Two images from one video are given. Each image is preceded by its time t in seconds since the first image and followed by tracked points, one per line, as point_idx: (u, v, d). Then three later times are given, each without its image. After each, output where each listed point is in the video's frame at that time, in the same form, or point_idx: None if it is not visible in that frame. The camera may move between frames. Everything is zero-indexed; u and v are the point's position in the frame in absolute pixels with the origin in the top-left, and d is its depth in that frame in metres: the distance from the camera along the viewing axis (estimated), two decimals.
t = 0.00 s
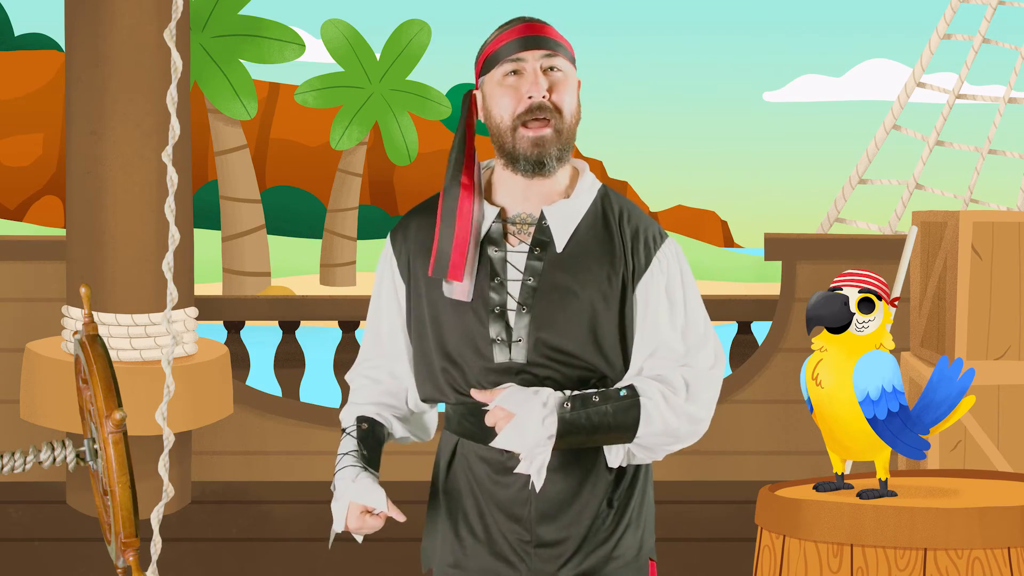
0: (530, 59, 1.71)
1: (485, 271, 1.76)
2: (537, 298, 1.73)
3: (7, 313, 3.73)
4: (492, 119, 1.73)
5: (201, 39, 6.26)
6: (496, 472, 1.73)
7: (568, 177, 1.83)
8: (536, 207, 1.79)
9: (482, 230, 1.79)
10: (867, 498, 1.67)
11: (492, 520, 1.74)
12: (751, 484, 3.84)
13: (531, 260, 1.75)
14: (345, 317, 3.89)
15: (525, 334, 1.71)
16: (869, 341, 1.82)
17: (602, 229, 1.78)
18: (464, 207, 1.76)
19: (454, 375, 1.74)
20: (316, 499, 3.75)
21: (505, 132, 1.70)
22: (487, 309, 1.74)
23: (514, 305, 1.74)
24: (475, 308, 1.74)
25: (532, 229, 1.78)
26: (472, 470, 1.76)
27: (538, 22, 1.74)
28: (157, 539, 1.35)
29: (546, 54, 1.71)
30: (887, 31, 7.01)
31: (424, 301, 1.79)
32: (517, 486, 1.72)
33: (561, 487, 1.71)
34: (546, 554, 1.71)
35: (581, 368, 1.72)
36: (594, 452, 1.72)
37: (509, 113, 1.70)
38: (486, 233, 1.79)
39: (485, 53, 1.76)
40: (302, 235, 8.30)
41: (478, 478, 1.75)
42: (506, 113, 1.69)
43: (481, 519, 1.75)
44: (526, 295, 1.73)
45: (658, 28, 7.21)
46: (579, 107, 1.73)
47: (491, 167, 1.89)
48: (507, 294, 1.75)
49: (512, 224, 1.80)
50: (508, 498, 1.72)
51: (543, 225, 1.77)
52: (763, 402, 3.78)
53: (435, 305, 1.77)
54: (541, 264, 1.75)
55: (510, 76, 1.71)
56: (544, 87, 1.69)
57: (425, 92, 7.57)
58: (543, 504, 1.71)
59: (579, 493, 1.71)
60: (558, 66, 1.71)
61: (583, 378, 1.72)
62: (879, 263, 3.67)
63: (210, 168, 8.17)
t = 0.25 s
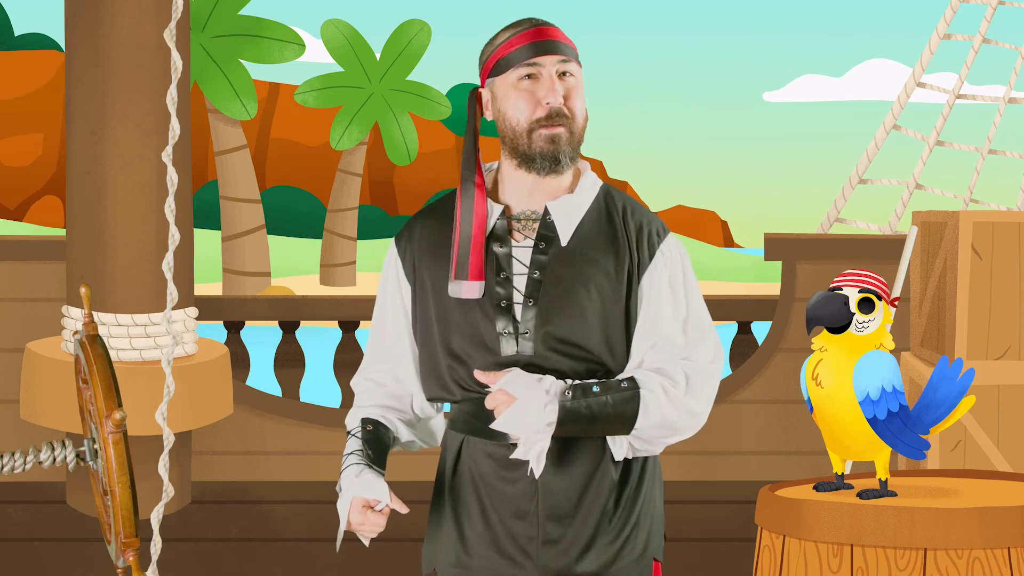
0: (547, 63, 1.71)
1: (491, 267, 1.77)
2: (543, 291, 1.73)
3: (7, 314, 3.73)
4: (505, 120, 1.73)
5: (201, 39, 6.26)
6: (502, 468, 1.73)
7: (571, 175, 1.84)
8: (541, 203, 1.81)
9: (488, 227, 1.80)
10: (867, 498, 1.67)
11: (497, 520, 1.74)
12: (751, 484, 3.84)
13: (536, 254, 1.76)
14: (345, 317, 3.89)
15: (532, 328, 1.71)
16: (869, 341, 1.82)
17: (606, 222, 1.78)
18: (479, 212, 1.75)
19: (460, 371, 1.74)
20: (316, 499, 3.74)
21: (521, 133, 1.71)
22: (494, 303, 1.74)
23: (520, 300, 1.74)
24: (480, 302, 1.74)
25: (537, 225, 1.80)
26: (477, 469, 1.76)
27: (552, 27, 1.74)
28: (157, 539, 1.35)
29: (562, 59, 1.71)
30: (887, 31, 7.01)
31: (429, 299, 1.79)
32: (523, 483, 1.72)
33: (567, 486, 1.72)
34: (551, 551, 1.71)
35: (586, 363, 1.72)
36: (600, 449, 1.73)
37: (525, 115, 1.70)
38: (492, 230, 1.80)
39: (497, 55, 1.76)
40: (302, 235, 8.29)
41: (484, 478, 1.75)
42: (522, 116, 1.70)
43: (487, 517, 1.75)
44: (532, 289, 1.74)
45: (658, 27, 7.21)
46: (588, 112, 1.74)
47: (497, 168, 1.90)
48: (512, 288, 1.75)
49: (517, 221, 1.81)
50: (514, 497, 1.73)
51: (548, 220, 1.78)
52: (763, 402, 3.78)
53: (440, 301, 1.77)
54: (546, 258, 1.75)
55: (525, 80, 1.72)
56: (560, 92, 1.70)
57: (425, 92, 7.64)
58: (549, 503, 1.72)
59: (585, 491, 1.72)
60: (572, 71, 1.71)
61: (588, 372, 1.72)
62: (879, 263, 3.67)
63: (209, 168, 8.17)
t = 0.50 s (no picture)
0: (541, 73, 1.72)
1: (496, 267, 1.78)
2: (546, 291, 1.73)
3: (7, 313, 3.73)
4: (502, 132, 1.75)
5: (201, 40, 6.26)
6: (507, 466, 1.74)
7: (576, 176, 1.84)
8: (544, 204, 1.81)
9: (492, 228, 1.81)
10: (867, 498, 1.67)
11: (502, 518, 1.74)
12: (751, 484, 3.84)
13: (540, 254, 1.76)
14: (345, 317, 3.89)
15: (536, 328, 1.72)
16: (869, 341, 1.82)
17: (610, 221, 1.78)
18: (479, 211, 1.78)
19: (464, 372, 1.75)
20: (316, 499, 3.74)
21: (517, 146, 1.73)
22: (498, 303, 1.74)
23: (524, 299, 1.75)
24: (484, 303, 1.75)
25: (541, 226, 1.80)
26: (482, 467, 1.77)
27: (547, 32, 1.74)
28: (157, 539, 1.35)
29: (556, 67, 1.72)
30: (887, 31, 7.01)
31: (435, 299, 1.80)
32: (528, 481, 1.73)
33: (572, 484, 1.72)
34: (556, 549, 1.71)
35: (589, 364, 1.72)
36: (605, 447, 1.73)
37: (520, 126, 1.72)
38: (497, 231, 1.81)
39: (493, 61, 1.77)
40: (302, 235, 8.29)
41: (488, 476, 1.76)
42: (515, 128, 1.72)
43: (492, 515, 1.75)
44: (536, 289, 1.74)
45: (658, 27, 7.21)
46: (584, 118, 1.76)
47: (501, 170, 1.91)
48: (517, 289, 1.76)
49: (522, 223, 1.81)
50: (518, 495, 1.73)
51: (551, 220, 1.78)
52: (763, 402, 3.78)
53: (445, 302, 1.78)
54: (550, 258, 1.75)
55: (519, 90, 1.73)
56: (553, 102, 1.71)
57: (425, 92, 7.64)
58: (553, 501, 1.72)
59: (589, 489, 1.72)
60: (567, 79, 1.72)
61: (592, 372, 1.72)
62: (879, 264, 3.67)
63: (209, 168, 8.17)
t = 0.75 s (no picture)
0: (540, 72, 1.72)
1: (498, 268, 1.78)
2: (548, 292, 1.73)
3: (6, 314, 3.73)
4: (501, 131, 1.76)
5: (201, 40, 6.26)
6: (508, 466, 1.74)
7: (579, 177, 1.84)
8: (546, 206, 1.81)
9: (495, 229, 1.81)
10: (867, 498, 1.67)
11: (503, 518, 1.74)
12: (751, 484, 3.84)
13: (542, 255, 1.76)
14: (345, 317, 3.89)
15: (537, 329, 1.72)
16: (869, 341, 1.82)
17: (612, 223, 1.78)
18: (480, 210, 1.78)
19: (466, 373, 1.75)
20: (316, 499, 3.74)
21: (516, 145, 1.74)
22: (500, 305, 1.74)
23: (526, 300, 1.75)
24: (486, 304, 1.75)
25: (543, 226, 1.80)
26: (483, 467, 1.77)
27: (547, 32, 1.75)
28: (157, 539, 1.35)
29: (555, 67, 1.72)
30: (887, 31, 7.01)
31: (437, 300, 1.80)
32: (529, 482, 1.73)
33: (573, 485, 1.72)
34: (557, 549, 1.72)
35: (591, 366, 1.72)
36: (607, 447, 1.73)
37: (519, 126, 1.72)
38: (499, 232, 1.81)
39: (494, 62, 1.77)
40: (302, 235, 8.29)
41: (489, 476, 1.76)
42: (515, 127, 1.72)
43: (493, 516, 1.75)
44: (537, 290, 1.74)
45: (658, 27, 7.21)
46: (584, 117, 1.76)
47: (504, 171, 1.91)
48: (518, 290, 1.76)
49: (524, 223, 1.82)
50: (519, 496, 1.73)
51: (554, 222, 1.79)
52: (763, 402, 3.78)
53: (447, 303, 1.78)
54: (551, 259, 1.76)
55: (518, 89, 1.73)
56: (552, 101, 1.72)
57: (425, 92, 7.64)
58: (554, 502, 1.72)
59: (591, 490, 1.72)
60: (566, 78, 1.73)
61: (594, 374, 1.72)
62: (879, 263, 3.67)
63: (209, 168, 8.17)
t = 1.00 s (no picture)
0: (541, 67, 1.72)
1: (499, 268, 1.78)
2: (549, 292, 1.74)
3: (6, 314, 3.73)
4: (502, 126, 1.75)
5: (201, 39, 6.26)
6: (509, 465, 1.74)
7: (580, 177, 1.84)
8: (546, 206, 1.81)
9: (496, 229, 1.81)
10: (867, 498, 1.67)
11: (503, 517, 1.74)
12: (751, 484, 3.84)
13: (542, 255, 1.76)
14: (346, 317, 3.89)
15: (539, 329, 1.72)
16: (869, 341, 1.82)
17: (612, 222, 1.79)
18: (480, 210, 1.78)
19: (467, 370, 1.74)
20: (316, 499, 3.75)
21: (516, 140, 1.73)
22: (500, 305, 1.75)
23: (527, 300, 1.75)
24: (487, 304, 1.75)
25: (544, 226, 1.80)
26: (482, 467, 1.77)
27: (549, 30, 1.75)
28: (157, 539, 1.35)
29: (556, 63, 1.72)
30: (887, 31, 7.01)
31: (437, 300, 1.80)
32: (529, 480, 1.73)
33: (573, 483, 1.72)
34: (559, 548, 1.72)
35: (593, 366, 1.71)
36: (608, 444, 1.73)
37: (520, 121, 1.72)
38: (500, 232, 1.81)
39: (495, 59, 1.77)
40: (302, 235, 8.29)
41: (489, 475, 1.76)
42: (517, 123, 1.72)
43: (494, 515, 1.75)
44: (538, 290, 1.74)
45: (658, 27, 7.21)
46: (586, 114, 1.75)
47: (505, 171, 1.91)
48: (520, 290, 1.76)
49: (524, 223, 1.82)
50: (519, 495, 1.73)
51: (554, 221, 1.79)
52: (763, 402, 3.78)
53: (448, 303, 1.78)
54: (552, 259, 1.76)
55: (520, 85, 1.73)
56: (554, 96, 1.71)
57: (425, 92, 7.64)
58: (555, 500, 1.72)
59: (591, 488, 1.72)
60: (567, 74, 1.72)
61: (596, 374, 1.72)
62: (879, 264, 3.67)
63: (209, 168, 8.17)
